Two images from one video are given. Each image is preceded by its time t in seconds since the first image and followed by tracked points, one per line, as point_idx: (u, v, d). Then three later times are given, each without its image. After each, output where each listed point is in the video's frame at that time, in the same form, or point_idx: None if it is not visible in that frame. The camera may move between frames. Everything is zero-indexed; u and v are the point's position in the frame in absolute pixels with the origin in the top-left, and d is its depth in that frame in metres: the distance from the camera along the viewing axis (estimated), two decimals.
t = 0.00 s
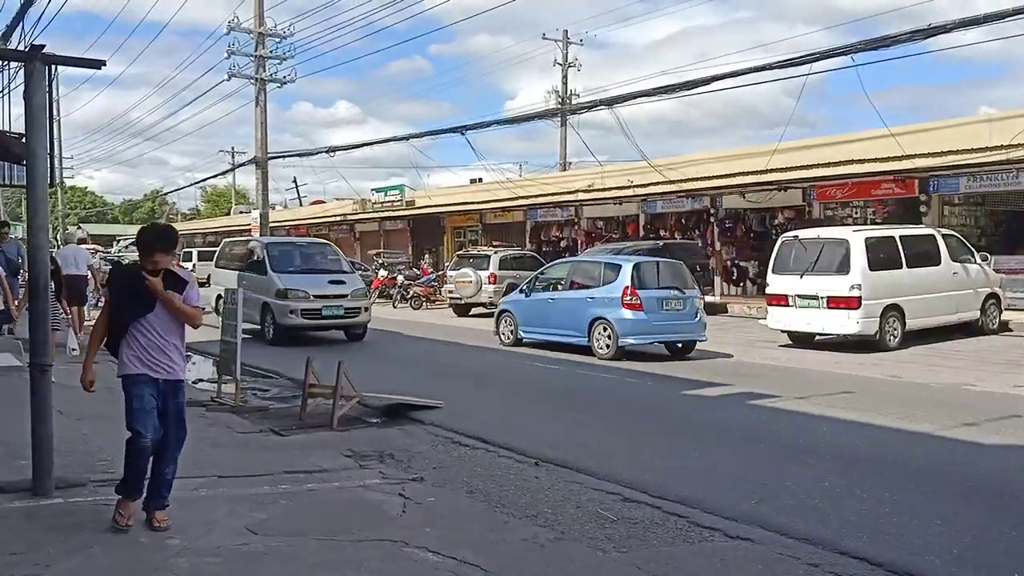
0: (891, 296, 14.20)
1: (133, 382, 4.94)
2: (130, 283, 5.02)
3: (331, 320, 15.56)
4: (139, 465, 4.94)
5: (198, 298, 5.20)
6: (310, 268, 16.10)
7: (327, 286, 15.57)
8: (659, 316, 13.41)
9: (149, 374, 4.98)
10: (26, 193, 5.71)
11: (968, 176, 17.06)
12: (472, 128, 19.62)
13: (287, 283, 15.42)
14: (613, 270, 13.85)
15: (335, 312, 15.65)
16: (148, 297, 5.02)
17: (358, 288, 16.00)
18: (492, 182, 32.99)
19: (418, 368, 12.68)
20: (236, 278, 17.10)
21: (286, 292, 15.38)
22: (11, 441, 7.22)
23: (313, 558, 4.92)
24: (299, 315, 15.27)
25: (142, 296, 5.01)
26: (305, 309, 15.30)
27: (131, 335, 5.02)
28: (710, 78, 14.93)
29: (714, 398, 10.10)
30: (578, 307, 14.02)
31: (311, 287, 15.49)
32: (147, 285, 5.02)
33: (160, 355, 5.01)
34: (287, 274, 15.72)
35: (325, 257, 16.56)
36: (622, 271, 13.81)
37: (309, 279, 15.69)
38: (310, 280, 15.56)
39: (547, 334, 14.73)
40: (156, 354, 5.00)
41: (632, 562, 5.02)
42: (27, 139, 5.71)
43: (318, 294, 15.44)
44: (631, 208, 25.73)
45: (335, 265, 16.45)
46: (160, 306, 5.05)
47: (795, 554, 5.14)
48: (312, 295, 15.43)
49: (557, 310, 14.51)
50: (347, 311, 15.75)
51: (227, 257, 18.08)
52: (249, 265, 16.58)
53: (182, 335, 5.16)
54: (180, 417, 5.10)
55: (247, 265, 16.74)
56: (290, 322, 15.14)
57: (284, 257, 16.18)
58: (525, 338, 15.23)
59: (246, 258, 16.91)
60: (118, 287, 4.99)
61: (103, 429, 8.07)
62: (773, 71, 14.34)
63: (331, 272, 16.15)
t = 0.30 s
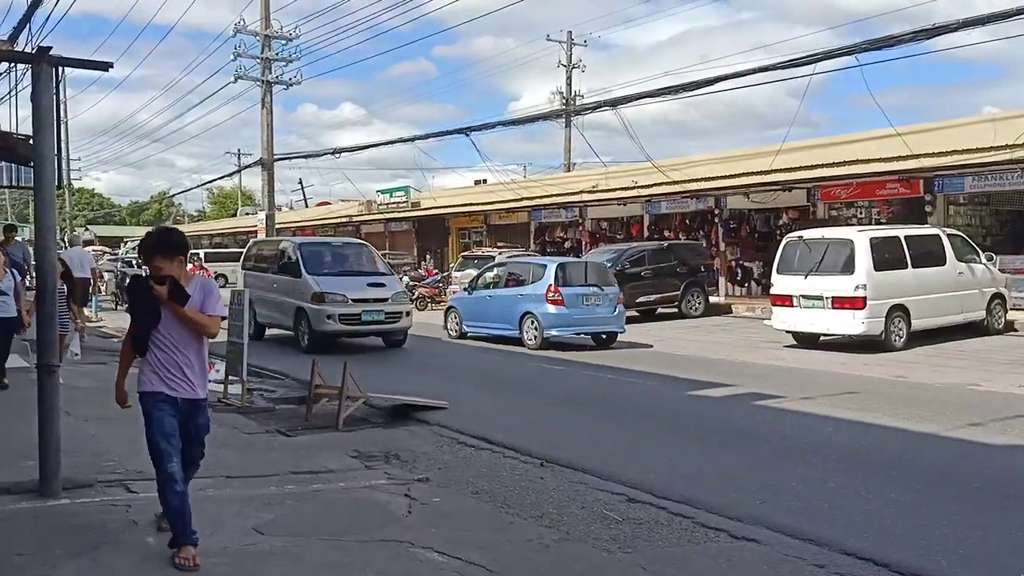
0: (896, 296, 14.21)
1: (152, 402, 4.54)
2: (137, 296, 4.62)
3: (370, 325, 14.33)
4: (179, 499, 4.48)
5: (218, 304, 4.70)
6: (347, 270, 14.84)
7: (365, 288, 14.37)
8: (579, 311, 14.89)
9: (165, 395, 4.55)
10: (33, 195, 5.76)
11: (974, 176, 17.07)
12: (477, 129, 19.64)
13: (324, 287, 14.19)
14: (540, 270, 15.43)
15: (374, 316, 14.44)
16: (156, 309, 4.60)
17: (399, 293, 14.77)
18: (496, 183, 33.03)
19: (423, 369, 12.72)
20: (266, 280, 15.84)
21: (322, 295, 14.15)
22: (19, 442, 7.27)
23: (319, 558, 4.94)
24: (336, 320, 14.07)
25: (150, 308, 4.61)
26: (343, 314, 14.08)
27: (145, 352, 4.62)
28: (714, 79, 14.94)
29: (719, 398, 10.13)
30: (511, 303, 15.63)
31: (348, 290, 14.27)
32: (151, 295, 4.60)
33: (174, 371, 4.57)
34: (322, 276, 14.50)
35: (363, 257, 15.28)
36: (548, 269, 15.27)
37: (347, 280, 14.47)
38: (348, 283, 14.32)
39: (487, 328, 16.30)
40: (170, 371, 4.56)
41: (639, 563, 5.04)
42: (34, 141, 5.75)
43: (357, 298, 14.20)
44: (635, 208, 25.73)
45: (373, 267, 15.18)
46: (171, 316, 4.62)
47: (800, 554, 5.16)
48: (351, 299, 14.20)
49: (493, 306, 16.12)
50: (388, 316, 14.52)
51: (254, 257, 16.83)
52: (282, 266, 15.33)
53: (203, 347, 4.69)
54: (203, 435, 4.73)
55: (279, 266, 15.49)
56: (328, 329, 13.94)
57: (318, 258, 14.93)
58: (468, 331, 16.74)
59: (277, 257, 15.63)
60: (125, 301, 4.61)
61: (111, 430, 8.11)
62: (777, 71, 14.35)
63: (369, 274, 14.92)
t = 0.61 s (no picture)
0: (906, 292, 14.18)
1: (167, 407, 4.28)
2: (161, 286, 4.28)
3: (415, 328, 13.65)
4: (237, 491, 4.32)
5: (247, 304, 4.44)
6: (390, 268, 14.10)
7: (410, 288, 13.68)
8: (520, 303, 16.71)
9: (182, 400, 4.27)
10: (42, 192, 5.80)
11: (984, 172, 17.01)
12: (484, 126, 19.65)
13: (367, 287, 13.46)
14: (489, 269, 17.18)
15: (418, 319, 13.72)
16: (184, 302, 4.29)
17: (446, 293, 14.07)
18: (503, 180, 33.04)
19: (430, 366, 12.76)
20: (301, 280, 15.07)
21: (365, 296, 13.46)
22: (28, 438, 7.32)
23: (327, 554, 4.97)
24: (381, 323, 13.37)
25: (175, 301, 4.27)
26: (388, 316, 13.38)
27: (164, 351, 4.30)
28: (722, 75, 14.91)
29: (727, 395, 10.14)
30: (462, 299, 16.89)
31: (392, 291, 13.56)
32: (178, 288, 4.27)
33: (197, 373, 4.27)
34: (363, 275, 13.80)
35: (404, 255, 14.55)
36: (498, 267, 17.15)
37: (391, 280, 13.73)
38: (392, 282, 13.61)
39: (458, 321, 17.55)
40: (192, 373, 4.27)
41: (647, 559, 5.06)
42: (43, 139, 5.80)
43: (402, 299, 13.49)
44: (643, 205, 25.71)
45: (417, 266, 14.45)
46: (198, 312, 4.31)
47: (809, 551, 5.18)
48: (396, 300, 13.48)
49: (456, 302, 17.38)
50: (434, 318, 13.83)
51: (285, 255, 16.04)
52: (319, 265, 14.55)
53: (226, 348, 4.40)
54: (232, 433, 4.33)
55: (316, 264, 14.70)
56: (372, 332, 13.25)
57: (359, 256, 14.18)
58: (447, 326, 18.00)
59: (313, 256, 14.86)
60: (148, 292, 4.27)
61: (119, 426, 8.17)
62: (786, 67, 14.32)
63: (412, 273, 14.19)
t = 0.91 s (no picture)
0: (920, 289, 14.11)
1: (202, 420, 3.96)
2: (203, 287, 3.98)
3: (473, 331, 12.26)
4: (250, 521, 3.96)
5: (287, 312, 4.15)
6: (443, 266, 12.78)
7: (468, 286, 12.33)
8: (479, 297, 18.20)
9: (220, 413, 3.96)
10: (56, 190, 5.84)
11: (1000, 167, 16.91)
12: (496, 122, 19.65)
13: (419, 285, 12.15)
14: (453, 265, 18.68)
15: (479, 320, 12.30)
16: (227, 305, 3.99)
17: (506, 292, 12.67)
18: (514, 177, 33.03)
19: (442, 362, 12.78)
20: (345, 279, 13.81)
21: (419, 295, 12.10)
22: (44, 433, 7.39)
23: (338, 550, 4.98)
24: (436, 326, 12.02)
25: (218, 303, 3.97)
26: (444, 319, 12.03)
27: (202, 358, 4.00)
28: (735, 70, 14.86)
29: (740, 392, 10.11)
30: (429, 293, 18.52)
31: (449, 290, 12.19)
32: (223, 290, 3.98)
33: (237, 383, 3.98)
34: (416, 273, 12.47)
35: (457, 251, 13.23)
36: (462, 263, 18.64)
37: (446, 279, 12.38)
38: (447, 280, 12.27)
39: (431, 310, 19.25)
40: (231, 382, 3.97)
41: (658, 556, 5.05)
42: (57, 137, 5.83)
43: (459, 300, 12.13)
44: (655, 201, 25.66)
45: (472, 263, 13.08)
46: (241, 318, 4.03)
47: (821, 549, 5.16)
48: (453, 300, 12.13)
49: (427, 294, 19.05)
50: (494, 320, 12.44)
51: (327, 252, 14.80)
52: (366, 262, 13.25)
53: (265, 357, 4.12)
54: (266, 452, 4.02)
55: (363, 262, 13.42)
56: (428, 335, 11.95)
57: (409, 253, 12.89)
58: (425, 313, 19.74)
59: (359, 253, 13.61)
60: (187, 292, 3.96)
61: (134, 421, 8.22)
62: (799, 61, 14.26)
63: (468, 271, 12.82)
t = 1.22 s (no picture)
0: (935, 285, 14.03)
1: (244, 428, 3.57)
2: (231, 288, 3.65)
3: (542, 335, 11.21)
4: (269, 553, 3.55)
5: (325, 312, 3.76)
6: (506, 263, 11.72)
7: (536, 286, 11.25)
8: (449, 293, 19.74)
9: (260, 422, 3.59)
10: (71, 188, 5.88)
11: (1016, 162, 16.80)
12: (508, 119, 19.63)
13: (483, 286, 11.07)
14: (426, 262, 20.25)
15: (548, 324, 11.22)
16: (255, 306, 3.64)
17: (575, 292, 11.60)
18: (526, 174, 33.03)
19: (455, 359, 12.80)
20: (395, 277, 12.72)
21: (483, 297, 11.05)
22: (59, 429, 7.44)
23: (352, 546, 5.00)
24: (502, 330, 10.95)
25: (246, 307, 3.61)
26: (511, 322, 10.96)
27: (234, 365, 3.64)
28: (748, 66, 14.80)
29: (753, 389, 10.09)
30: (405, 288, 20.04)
31: (515, 291, 11.11)
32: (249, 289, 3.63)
33: (275, 392, 3.61)
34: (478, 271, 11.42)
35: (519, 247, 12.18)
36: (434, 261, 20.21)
37: (511, 278, 11.31)
38: (512, 279, 11.19)
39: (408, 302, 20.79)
40: (269, 392, 3.61)
41: (671, 553, 5.05)
42: (72, 135, 5.87)
43: (526, 301, 11.06)
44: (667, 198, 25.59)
45: (536, 260, 12.03)
46: (274, 323, 3.65)
47: (834, 547, 5.15)
48: (520, 302, 11.06)
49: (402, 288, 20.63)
50: (564, 324, 11.37)
51: (372, 247, 13.73)
52: (420, 259, 12.20)
53: (303, 365, 3.75)
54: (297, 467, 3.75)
55: (416, 259, 12.37)
56: (493, 341, 10.90)
57: (468, 249, 11.82)
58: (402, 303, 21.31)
59: (411, 249, 12.54)
60: (214, 293, 3.61)
61: (149, 418, 8.26)
62: (813, 57, 14.19)
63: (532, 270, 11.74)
